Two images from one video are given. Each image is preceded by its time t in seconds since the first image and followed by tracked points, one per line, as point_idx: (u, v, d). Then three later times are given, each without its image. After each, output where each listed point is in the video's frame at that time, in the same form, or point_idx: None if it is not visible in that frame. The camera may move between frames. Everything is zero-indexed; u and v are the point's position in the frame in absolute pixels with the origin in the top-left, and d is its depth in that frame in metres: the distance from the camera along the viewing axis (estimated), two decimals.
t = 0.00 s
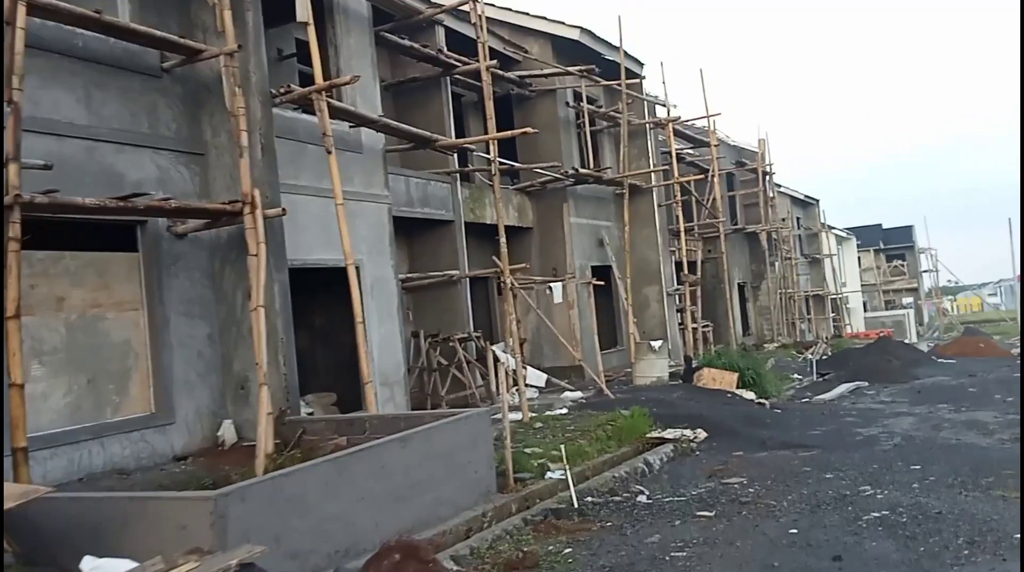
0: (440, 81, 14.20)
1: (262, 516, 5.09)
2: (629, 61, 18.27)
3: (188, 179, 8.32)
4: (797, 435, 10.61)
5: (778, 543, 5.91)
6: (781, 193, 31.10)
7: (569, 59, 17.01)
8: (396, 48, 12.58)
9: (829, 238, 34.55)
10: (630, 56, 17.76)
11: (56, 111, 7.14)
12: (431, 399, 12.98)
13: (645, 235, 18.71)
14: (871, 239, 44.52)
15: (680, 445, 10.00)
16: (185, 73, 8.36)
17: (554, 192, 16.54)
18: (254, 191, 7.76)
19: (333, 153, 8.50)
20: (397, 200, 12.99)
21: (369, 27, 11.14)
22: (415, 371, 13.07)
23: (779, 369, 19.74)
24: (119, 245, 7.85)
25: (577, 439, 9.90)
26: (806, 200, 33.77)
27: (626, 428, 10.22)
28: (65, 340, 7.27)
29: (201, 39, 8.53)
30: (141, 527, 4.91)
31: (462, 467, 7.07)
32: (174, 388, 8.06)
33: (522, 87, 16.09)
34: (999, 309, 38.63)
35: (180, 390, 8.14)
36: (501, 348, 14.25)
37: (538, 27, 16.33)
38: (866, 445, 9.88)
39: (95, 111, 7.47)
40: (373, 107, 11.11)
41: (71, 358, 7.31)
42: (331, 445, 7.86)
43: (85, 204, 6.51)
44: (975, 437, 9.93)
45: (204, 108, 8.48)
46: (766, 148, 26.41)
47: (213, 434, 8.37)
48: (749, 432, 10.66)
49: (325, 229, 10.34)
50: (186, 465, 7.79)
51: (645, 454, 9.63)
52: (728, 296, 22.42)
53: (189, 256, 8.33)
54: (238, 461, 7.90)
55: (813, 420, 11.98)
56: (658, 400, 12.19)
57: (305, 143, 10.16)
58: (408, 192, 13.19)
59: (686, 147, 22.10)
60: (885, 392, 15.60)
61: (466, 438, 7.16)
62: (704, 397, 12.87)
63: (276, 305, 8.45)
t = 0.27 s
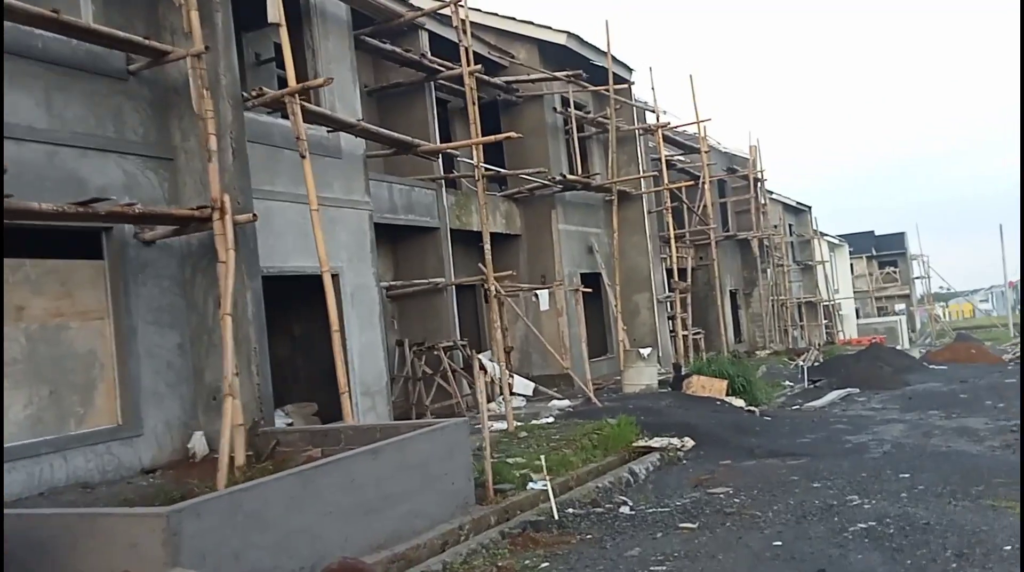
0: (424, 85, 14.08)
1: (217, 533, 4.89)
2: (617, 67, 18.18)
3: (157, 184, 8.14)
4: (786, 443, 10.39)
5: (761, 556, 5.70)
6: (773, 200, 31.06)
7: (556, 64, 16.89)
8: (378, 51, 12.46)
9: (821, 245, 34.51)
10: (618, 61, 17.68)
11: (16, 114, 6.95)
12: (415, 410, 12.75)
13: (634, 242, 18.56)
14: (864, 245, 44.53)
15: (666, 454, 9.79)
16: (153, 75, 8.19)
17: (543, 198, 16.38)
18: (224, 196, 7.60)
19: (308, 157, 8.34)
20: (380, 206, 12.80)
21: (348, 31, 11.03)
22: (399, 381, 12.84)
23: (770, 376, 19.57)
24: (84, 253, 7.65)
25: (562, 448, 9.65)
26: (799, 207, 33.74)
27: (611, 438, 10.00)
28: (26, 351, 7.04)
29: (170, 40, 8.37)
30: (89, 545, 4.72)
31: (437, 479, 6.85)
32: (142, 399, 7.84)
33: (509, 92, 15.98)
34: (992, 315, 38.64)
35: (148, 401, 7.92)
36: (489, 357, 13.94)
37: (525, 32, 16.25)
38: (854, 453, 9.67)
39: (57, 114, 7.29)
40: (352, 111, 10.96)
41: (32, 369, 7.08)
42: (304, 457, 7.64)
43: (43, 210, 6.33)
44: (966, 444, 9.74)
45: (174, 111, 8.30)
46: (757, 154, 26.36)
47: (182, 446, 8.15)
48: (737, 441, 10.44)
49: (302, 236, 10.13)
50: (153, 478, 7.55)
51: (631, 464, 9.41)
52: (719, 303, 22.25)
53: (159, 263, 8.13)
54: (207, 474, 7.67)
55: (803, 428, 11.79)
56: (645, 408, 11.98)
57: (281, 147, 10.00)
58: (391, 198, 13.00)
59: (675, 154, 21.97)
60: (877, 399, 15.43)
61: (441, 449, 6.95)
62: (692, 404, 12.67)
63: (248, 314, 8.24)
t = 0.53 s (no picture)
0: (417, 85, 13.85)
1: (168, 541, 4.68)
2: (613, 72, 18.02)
3: (133, 177, 7.86)
4: (773, 454, 10.16)
5: None
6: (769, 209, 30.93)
7: (552, 68, 16.70)
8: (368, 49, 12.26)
9: (817, 254, 34.39)
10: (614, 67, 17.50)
11: None
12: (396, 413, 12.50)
13: (626, 247, 18.37)
14: (860, 256, 44.44)
15: (650, 463, 9.55)
16: (133, 65, 7.92)
17: (534, 200, 16.17)
18: (198, 190, 7.29)
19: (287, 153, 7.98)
20: (367, 205, 12.53)
21: (339, 27, 10.76)
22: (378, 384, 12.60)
23: (761, 386, 19.36)
24: (51, 243, 7.40)
25: (543, 456, 9.40)
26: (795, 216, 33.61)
27: (594, 446, 9.76)
28: None
29: (152, 30, 8.08)
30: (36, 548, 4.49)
31: (408, 486, 6.60)
32: (107, 395, 7.58)
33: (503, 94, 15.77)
34: (986, 329, 38.53)
35: (113, 398, 7.66)
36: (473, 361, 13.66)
37: (521, 35, 16.05)
38: (842, 465, 9.45)
39: (29, 103, 7.02)
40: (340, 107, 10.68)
41: None
42: (272, 459, 7.38)
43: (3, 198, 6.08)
44: (956, 458, 9.52)
45: (153, 104, 8.01)
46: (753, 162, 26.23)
47: (147, 445, 7.88)
48: (724, 451, 10.21)
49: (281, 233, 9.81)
50: (115, 478, 7.28)
51: (612, 472, 9.18)
52: (712, 310, 22.05)
53: (130, 257, 7.87)
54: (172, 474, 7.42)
55: (791, 439, 11.57)
56: (631, 416, 11.74)
57: (267, 142, 9.69)
58: (379, 197, 12.74)
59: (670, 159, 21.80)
60: (868, 411, 15.22)
61: (412, 455, 6.70)
62: (680, 413, 12.44)
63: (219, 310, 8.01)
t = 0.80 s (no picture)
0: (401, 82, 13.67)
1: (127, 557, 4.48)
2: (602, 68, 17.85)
3: (103, 177, 7.65)
4: (764, 458, 10.01)
5: None
6: (764, 207, 30.79)
7: (540, 64, 16.52)
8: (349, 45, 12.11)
9: (812, 252, 34.28)
10: (603, 62, 17.30)
11: None
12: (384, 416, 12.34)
13: (618, 246, 18.22)
14: (856, 254, 44.35)
15: (638, 467, 9.39)
16: (102, 63, 7.71)
17: (524, 199, 15.98)
18: (170, 189, 7.14)
19: (263, 150, 7.94)
20: (352, 205, 12.43)
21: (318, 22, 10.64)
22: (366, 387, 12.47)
23: (755, 385, 19.23)
24: (22, 246, 7.17)
25: (529, 460, 9.24)
26: (790, 214, 33.45)
27: (581, 449, 9.61)
28: None
29: (122, 26, 7.85)
30: None
31: (386, 493, 6.42)
32: (80, 401, 7.39)
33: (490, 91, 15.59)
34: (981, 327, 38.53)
35: (87, 403, 7.47)
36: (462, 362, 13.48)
37: (508, 30, 15.84)
38: (833, 469, 9.30)
39: None
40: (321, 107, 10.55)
41: None
42: (249, 466, 7.20)
43: None
44: (949, 461, 9.38)
45: (124, 103, 7.80)
46: (747, 160, 26.07)
47: (123, 452, 7.70)
48: (714, 454, 10.05)
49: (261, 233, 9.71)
50: (90, 484, 7.10)
51: (600, 477, 9.00)
52: (706, 309, 21.91)
53: (104, 259, 7.68)
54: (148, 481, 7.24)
55: (782, 441, 11.42)
56: (621, 418, 11.58)
57: (244, 141, 9.53)
58: (364, 196, 12.63)
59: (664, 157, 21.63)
60: (861, 411, 15.10)
61: (392, 462, 6.52)
62: (671, 415, 12.28)
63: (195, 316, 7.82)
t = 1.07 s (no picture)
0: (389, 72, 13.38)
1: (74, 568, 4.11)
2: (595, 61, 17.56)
3: (69, 165, 7.27)
4: (764, 461, 9.64)
5: None
6: (762, 206, 30.49)
7: (532, 55, 16.21)
8: (333, 32, 11.86)
9: (810, 253, 33.98)
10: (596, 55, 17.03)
11: None
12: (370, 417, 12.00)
13: (614, 244, 17.87)
14: (854, 254, 44.07)
15: (635, 472, 9.01)
16: (67, 45, 7.38)
17: (518, 195, 15.62)
18: (135, 178, 6.80)
19: (234, 136, 7.72)
20: (336, 197, 12.19)
21: (297, 10, 10.52)
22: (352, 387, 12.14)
23: (755, 386, 18.88)
24: None
25: (521, 464, 8.85)
26: (788, 214, 33.15)
27: (575, 453, 9.23)
28: None
29: (89, 5, 7.47)
30: None
31: (365, 501, 6.03)
32: (47, 403, 7.00)
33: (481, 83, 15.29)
34: (981, 327, 38.27)
35: (55, 405, 7.07)
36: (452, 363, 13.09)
37: (499, 21, 15.53)
38: (837, 473, 8.93)
39: None
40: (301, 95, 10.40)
41: None
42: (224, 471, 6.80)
43: None
44: (956, 465, 9.02)
45: (92, 86, 7.46)
46: (744, 158, 25.77)
47: (94, 456, 7.30)
48: (712, 457, 9.69)
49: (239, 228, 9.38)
50: (57, 491, 6.71)
51: (595, 482, 8.61)
52: (704, 310, 21.55)
53: (71, 254, 7.29)
54: (118, 486, 6.83)
55: (783, 443, 11.06)
56: (616, 420, 11.21)
57: (220, 130, 9.21)
58: (348, 189, 12.38)
59: (660, 155, 21.29)
60: (863, 412, 14.75)
61: (369, 468, 6.14)
62: (668, 417, 11.91)
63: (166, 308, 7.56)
